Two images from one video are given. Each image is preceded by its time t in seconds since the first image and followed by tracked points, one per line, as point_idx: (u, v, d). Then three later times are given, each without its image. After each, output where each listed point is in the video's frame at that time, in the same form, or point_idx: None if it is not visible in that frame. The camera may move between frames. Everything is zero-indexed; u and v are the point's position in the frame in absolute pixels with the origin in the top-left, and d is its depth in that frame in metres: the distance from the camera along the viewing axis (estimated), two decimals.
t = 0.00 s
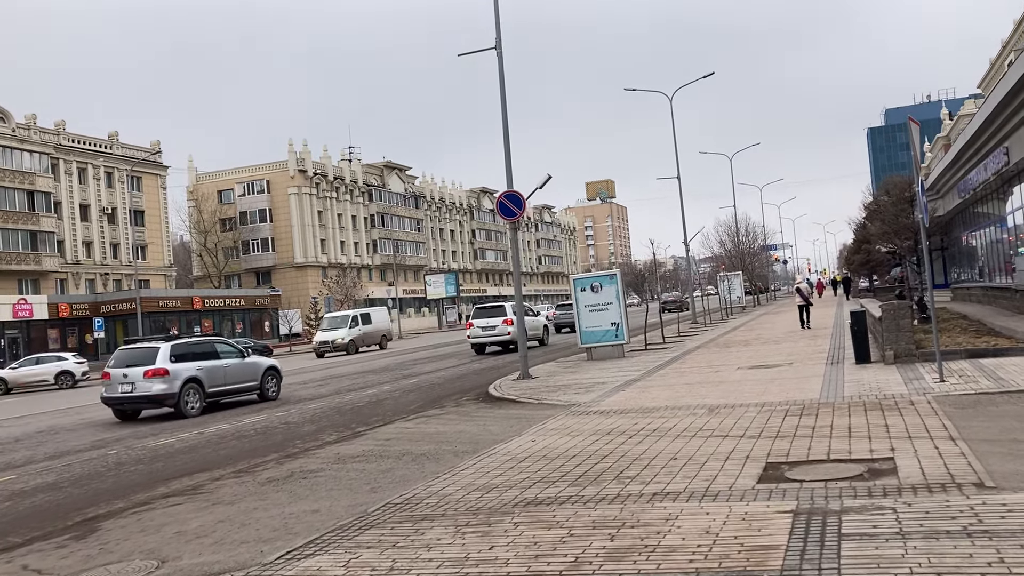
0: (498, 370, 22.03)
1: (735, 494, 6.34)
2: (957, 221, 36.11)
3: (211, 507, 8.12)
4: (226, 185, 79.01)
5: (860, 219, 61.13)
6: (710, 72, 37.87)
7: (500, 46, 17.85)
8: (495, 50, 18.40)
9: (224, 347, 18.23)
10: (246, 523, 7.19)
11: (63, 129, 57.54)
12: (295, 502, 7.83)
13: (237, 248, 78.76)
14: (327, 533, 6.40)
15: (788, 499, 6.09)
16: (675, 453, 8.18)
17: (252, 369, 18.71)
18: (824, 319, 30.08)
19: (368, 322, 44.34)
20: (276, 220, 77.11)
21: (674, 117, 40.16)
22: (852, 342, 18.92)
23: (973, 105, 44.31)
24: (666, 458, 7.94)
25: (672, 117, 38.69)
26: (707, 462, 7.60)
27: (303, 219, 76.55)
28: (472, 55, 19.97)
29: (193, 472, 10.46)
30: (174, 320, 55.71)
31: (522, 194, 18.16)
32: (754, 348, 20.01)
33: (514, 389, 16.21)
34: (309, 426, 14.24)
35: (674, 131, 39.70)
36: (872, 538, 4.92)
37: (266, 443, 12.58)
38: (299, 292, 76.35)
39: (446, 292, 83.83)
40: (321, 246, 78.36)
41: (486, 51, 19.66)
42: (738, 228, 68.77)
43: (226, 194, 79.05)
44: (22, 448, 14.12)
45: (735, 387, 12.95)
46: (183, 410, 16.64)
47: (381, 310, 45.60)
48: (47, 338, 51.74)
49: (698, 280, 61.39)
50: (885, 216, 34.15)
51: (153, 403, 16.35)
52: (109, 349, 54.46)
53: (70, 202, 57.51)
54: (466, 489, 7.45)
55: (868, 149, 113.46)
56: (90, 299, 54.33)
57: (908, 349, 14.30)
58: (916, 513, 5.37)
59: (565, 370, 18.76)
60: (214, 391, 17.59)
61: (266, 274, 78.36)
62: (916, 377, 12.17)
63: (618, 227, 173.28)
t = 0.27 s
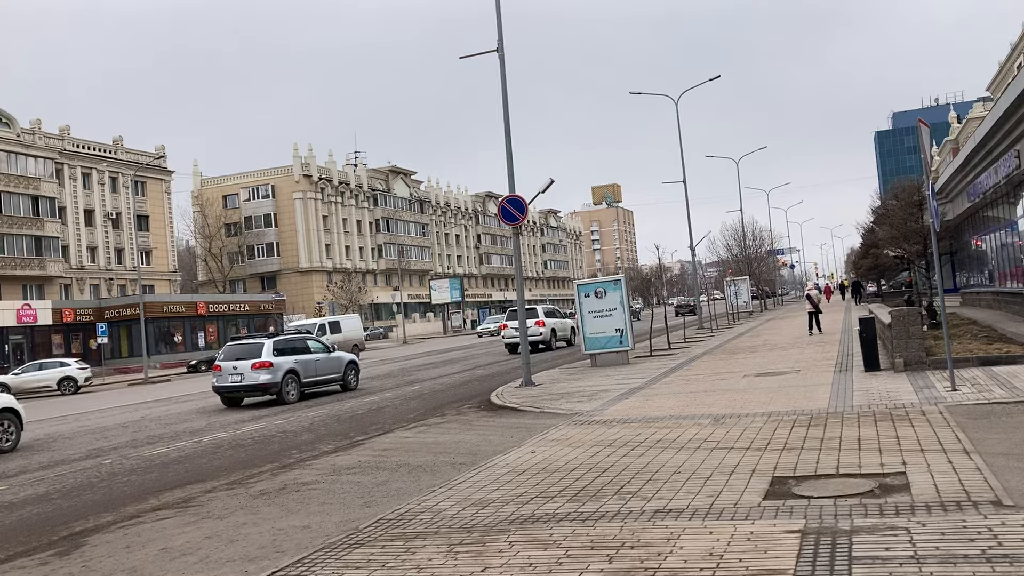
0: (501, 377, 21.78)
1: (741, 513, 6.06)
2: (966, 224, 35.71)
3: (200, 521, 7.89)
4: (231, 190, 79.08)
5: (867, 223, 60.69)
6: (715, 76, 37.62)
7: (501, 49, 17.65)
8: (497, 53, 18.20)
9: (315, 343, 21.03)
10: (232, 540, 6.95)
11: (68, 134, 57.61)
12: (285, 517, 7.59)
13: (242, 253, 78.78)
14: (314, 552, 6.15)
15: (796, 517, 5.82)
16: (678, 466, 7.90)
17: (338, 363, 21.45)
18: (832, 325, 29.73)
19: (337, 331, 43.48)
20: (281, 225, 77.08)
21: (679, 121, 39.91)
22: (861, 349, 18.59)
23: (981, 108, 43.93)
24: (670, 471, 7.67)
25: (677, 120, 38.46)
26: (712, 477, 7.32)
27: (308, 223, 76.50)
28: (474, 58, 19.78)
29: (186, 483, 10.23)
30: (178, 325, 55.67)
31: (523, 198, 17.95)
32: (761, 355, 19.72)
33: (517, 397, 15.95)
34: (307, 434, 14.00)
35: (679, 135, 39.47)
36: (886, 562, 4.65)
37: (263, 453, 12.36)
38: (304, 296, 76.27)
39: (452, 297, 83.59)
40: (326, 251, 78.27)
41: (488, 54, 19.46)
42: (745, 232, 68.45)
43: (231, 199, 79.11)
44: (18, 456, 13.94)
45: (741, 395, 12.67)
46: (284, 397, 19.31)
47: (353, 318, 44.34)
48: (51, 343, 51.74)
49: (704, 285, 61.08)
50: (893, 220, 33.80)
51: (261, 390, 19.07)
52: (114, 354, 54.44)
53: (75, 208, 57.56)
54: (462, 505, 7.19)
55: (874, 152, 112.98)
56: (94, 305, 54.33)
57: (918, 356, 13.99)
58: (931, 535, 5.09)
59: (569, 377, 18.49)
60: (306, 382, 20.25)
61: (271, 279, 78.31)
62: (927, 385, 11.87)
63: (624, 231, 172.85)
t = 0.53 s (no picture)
0: (506, 381, 21.54)
1: (751, 522, 5.81)
2: (978, 226, 35.30)
3: (193, 529, 7.67)
4: (239, 194, 79.11)
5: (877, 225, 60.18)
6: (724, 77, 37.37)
7: (506, 47, 17.44)
8: (502, 52, 17.98)
9: (387, 338, 24.06)
10: (222, 549, 6.71)
11: (76, 137, 57.71)
12: (281, 524, 7.38)
13: (249, 256, 78.84)
14: (307, 562, 5.93)
15: (809, 527, 5.56)
16: (686, 473, 7.63)
17: (404, 355, 24.45)
18: (842, 328, 29.37)
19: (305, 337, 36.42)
20: (288, 229, 77.03)
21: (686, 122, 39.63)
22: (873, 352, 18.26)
23: (993, 110, 43.49)
24: (677, 478, 7.42)
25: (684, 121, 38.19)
26: (721, 483, 7.07)
27: (315, 227, 76.49)
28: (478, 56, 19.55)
29: (183, 489, 10.02)
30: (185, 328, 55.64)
31: (528, 199, 17.72)
32: (770, 359, 19.42)
33: (522, 400, 15.71)
34: (308, 439, 13.79)
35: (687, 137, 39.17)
36: None
37: (262, 458, 12.14)
38: (311, 300, 76.21)
39: (458, 300, 83.38)
40: (333, 254, 78.20)
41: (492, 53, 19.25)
42: (753, 235, 68.03)
43: (239, 203, 79.15)
44: (18, 460, 13.77)
45: (751, 399, 12.41)
46: (366, 384, 22.26)
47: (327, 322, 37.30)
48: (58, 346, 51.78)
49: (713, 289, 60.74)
50: (904, 221, 33.39)
51: (345, 378, 21.97)
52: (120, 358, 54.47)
53: (82, 211, 57.65)
54: (462, 513, 6.96)
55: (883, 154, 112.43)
56: (101, 308, 54.39)
57: (931, 359, 13.70)
58: (953, 550, 4.81)
59: (575, 381, 18.21)
60: (383, 371, 23.40)
61: (278, 282, 78.28)
62: (941, 389, 11.57)
63: (632, 235, 172.33)
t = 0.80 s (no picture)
0: (511, 383, 21.27)
1: (764, 535, 5.51)
2: (990, 227, 34.89)
3: (183, 538, 7.41)
4: (244, 195, 79.08)
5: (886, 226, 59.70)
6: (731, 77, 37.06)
7: (511, 45, 17.18)
8: (506, 50, 17.73)
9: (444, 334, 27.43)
10: (211, 560, 6.45)
11: (81, 139, 57.71)
12: (272, 534, 7.10)
13: (254, 258, 78.76)
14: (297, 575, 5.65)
15: (826, 540, 5.27)
16: (694, 481, 7.34)
17: (459, 349, 27.85)
18: (852, 330, 29.04)
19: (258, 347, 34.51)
20: (293, 231, 76.91)
21: (694, 123, 39.29)
22: (885, 354, 17.91)
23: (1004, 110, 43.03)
24: (686, 486, 7.12)
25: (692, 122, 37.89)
26: (730, 492, 6.77)
27: (320, 228, 76.33)
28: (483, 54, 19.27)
29: (177, 495, 9.76)
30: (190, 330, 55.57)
31: (533, 199, 17.45)
32: (779, 361, 19.10)
33: (527, 404, 15.43)
34: (308, 443, 13.54)
35: (694, 137, 38.85)
36: None
37: (260, 463, 11.88)
38: (316, 302, 76.04)
39: (464, 302, 83.09)
40: (338, 256, 78.03)
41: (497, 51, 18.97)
42: (760, 237, 67.60)
43: (244, 205, 79.08)
44: (14, 464, 13.57)
45: (760, 403, 12.10)
46: (428, 375, 25.68)
47: (283, 330, 36.21)
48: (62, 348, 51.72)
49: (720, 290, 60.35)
50: (914, 221, 33.01)
51: (410, 369, 25.43)
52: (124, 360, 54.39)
53: (87, 212, 57.60)
54: (461, 522, 6.68)
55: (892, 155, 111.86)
56: (105, 310, 54.34)
57: (946, 362, 13.37)
58: (981, 567, 4.50)
59: (580, 384, 17.92)
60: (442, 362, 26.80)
61: (283, 285, 78.16)
62: (957, 393, 11.23)
63: (638, 237, 171.91)
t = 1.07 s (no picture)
0: (514, 387, 21.03)
1: (771, 550, 5.26)
2: (998, 228, 34.56)
3: (172, 549, 7.20)
4: (249, 198, 79.09)
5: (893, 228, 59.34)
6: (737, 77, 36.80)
7: (513, 44, 16.97)
8: (508, 49, 17.52)
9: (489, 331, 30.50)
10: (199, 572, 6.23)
11: (85, 142, 57.70)
12: (262, 546, 6.87)
13: (259, 260, 78.75)
14: None
15: (837, 556, 5.02)
16: (698, 490, 7.09)
17: (502, 345, 30.96)
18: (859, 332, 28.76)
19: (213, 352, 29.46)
20: (298, 233, 76.88)
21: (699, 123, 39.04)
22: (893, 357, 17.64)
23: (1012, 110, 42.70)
24: (690, 496, 6.88)
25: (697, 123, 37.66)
26: (736, 503, 6.53)
27: (325, 230, 76.26)
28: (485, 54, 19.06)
29: (170, 503, 9.54)
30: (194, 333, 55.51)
31: (535, 200, 17.24)
32: (785, 364, 18.84)
33: (529, 408, 15.20)
34: (307, 449, 13.33)
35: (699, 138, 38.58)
36: None
37: (257, 469, 11.67)
38: (321, 305, 75.96)
39: (468, 304, 82.89)
40: (343, 258, 77.95)
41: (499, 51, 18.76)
42: (766, 238, 67.29)
43: (249, 207, 79.08)
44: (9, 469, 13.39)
45: (766, 408, 11.84)
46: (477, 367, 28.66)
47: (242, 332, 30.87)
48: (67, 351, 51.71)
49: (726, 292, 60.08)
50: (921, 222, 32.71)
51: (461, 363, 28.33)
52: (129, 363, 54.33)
53: (92, 215, 57.62)
54: (456, 535, 6.45)
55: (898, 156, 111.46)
56: (110, 313, 54.30)
57: (956, 366, 13.11)
58: None
59: (583, 388, 17.67)
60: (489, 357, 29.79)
61: (288, 287, 78.11)
62: (968, 398, 10.96)
63: (643, 238, 171.55)
